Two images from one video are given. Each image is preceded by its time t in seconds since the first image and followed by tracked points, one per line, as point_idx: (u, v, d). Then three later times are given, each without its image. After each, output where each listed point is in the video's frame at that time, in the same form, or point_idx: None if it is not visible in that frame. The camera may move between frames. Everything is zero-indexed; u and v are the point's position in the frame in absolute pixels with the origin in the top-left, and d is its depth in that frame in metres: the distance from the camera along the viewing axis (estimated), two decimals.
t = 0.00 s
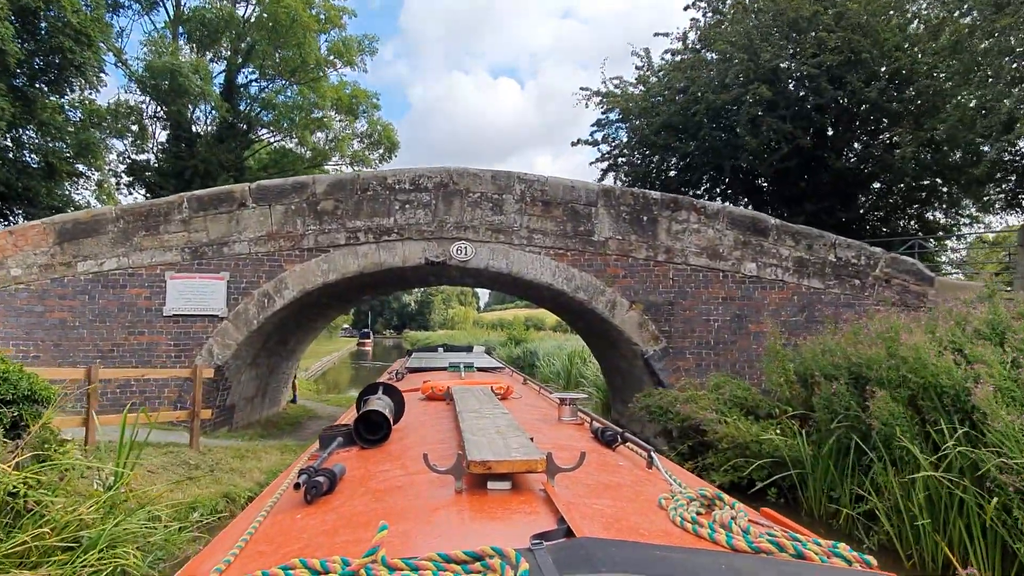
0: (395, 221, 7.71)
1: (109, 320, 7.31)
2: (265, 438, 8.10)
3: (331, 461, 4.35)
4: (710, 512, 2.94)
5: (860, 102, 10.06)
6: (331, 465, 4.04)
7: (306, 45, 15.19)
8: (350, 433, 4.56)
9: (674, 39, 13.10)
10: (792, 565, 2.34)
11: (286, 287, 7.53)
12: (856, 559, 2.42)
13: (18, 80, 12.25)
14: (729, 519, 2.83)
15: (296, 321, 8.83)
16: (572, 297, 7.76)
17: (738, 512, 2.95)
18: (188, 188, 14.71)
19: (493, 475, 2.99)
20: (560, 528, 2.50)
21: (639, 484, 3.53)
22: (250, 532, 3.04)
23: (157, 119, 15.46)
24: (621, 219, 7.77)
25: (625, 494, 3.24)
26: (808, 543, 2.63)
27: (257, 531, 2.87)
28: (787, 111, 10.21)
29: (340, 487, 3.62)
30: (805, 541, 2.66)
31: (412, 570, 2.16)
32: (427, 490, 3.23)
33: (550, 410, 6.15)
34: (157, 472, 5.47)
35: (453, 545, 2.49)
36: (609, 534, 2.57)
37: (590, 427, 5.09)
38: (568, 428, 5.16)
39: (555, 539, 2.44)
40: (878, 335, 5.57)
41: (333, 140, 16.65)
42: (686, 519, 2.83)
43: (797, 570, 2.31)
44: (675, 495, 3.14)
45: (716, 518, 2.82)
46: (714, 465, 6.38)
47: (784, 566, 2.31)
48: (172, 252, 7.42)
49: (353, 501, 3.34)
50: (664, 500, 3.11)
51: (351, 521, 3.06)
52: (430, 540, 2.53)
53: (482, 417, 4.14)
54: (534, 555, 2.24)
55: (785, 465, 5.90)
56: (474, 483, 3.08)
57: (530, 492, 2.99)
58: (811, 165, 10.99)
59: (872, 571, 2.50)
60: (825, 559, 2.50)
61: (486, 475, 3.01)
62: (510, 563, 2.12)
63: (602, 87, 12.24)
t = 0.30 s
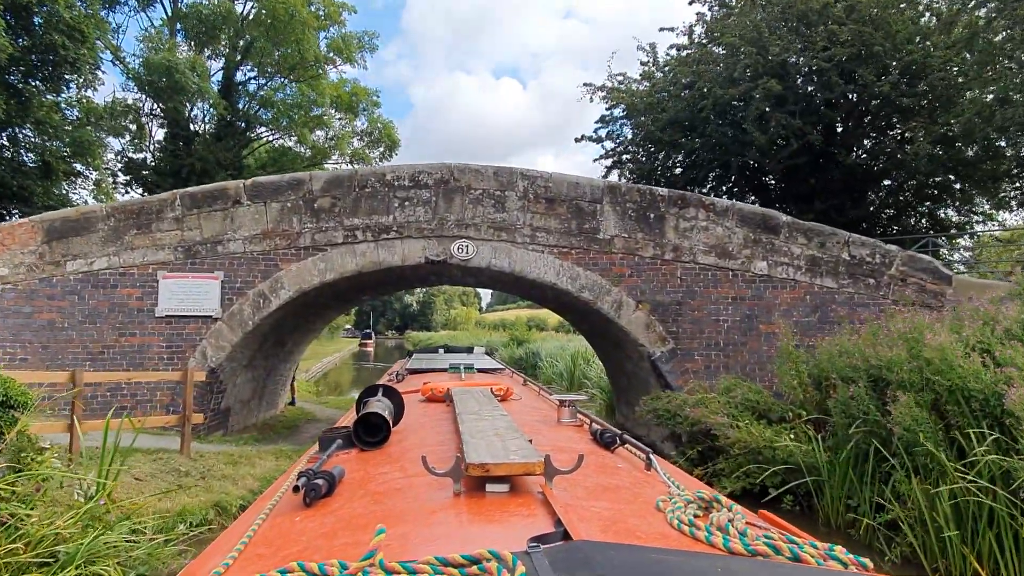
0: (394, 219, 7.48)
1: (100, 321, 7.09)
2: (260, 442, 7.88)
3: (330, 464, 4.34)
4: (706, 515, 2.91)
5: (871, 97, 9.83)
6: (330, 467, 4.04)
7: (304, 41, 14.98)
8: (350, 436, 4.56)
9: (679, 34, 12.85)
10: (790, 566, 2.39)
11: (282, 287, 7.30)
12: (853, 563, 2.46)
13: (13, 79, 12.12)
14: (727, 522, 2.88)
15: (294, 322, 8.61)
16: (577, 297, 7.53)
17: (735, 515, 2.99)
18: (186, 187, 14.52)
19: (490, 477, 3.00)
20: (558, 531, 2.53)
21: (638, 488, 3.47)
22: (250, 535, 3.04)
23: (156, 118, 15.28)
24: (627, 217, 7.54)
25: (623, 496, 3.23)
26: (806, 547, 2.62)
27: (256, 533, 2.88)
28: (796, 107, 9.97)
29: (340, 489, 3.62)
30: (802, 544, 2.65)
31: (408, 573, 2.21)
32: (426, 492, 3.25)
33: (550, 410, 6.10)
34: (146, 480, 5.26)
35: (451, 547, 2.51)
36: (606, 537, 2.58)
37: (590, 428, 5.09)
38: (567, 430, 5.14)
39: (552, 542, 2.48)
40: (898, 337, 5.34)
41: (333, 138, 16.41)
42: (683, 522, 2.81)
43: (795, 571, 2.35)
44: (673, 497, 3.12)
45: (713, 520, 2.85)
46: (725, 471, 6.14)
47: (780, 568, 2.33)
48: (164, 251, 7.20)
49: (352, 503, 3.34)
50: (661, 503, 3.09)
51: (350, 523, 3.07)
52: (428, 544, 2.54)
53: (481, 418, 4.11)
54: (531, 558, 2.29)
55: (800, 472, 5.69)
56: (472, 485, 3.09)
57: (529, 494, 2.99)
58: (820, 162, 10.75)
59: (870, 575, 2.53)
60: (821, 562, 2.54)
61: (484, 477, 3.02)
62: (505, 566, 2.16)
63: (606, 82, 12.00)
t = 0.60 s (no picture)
0: (393, 215, 7.24)
1: (89, 321, 6.87)
2: (256, 446, 7.65)
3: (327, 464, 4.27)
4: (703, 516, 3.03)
5: (883, 91, 9.58)
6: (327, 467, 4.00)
7: (303, 36, 14.76)
8: (347, 434, 4.50)
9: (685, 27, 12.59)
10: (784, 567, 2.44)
11: (277, 286, 7.07)
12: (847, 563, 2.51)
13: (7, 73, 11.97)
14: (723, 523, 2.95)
15: (290, 321, 8.39)
16: (581, 295, 7.29)
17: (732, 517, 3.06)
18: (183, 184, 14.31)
19: (488, 478, 3.04)
20: (554, 531, 2.55)
21: (634, 486, 3.59)
22: (245, 535, 3.03)
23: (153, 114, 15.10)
24: (633, 213, 7.29)
25: (620, 497, 3.32)
26: (799, 547, 2.73)
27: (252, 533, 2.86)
28: (806, 101, 9.72)
29: (337, 489, 3.61)
30: (797, 544, 2.76)
31: (404, 572, 2.20)
32: (423, 491, 3.28)
33: (550, 407, 6.08)
34: (131, 487, 5.04)
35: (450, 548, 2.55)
36: (602, 536, 2.65)
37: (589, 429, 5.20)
38: (565, 431, 5.17)
39: (548, 542, 2.50)
40: (920, 338, 5.10)
41: (332, 135, 16.14)
42: (680, 522, 2.92)
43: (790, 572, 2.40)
44: (671, 497, 3.24)
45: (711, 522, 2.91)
46: (737, 477, 5.91)
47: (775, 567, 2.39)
48: (155, 248, 6.97)
49: (350, 501, 3.35)
50: (659, 503, 3.21)
51: (348, 523, 3.07)
52: (426, 545, 2.57)
53: (480, 419, 4.10)
54: (526, 558, 2.30)
55: (814, 477, 5.46)
56: (469, 486, 3.14)
57: (526, 494, 3.05)
58: (829, 158, 10.50)
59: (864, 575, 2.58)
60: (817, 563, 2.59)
61: (482, 478, 3.07)
62: (500, 566, 2.18)
63: (611, 77, 11.75)
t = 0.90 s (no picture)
0: (392, 212, 7.01)
1: (77, 321, 6.64)
2: (251, 450, 7.42)
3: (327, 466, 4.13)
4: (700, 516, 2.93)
5: (896, 84, 9.33)
6: (327, 467, 3.88)
7: (303, 32, 14.56)
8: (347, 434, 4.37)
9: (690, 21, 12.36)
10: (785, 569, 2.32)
11: (272, 285, 6.84)
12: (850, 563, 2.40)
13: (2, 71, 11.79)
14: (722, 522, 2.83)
15: (287, 322, 8.17)
16: (587, 295, 7.05)
17: (731, 517, 2.95)
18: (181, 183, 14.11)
19: (488, 479, 2.93)
20: (555, 531, 2.44)
21: (634, 487, 3.49)
22: (244, 537, 2.94)
23: (151, 113, 14.91)
24: (640, 209, 7.06)
25: (621, 498, 3.22)
26: (800, 548, 2.63)
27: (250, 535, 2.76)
28: (817, 95, 9.48)
29: (337, 490, 3.50)
30: (796, 544, 2.66)
31: (401, 574, 2.10)
32: (423, 492, 3.17)
33: (551, 406, 5.91)
34: (116, 495, 4.82)
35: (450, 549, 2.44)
36: (603, 538, 2.54)
37: (590, 429, 5.05)
38: (567, 432, 5.01)
39: (548, 543, 2.37)
40: (946, 339, 4.87)
41: (331, 134, 15.93)
42: (678, 522, 2.82)
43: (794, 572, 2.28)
44: (670, 498, 3.13)
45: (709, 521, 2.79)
46: (750, 485, 5.67)
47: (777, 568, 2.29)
48: (147, 246, 6.75)
49: (349, 502, 3.24)
50: (658, 504, 3.10)
51: (347, 524, 2.97)
52: (426, 547, 2.47)
53: (480, 420, 3.97)
54: (527, 560, 2.18)
55: (833, 485, 5.24)
56: (469, 487, 3.03)
57: (526, 495, 2.94)
58: (840, 154, 10.26)
59: None
60: (817, 563, 2.47)
61: (482, 479, 2.96)
62: (500, 568, 2.07)
63: (615, 73, 11.52)
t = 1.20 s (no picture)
0: (391, 208, 6.78)
1: (66, 321, 6.42)
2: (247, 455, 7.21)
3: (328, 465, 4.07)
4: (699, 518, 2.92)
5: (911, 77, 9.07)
6: (328, 467, 3.85)
7: (302, 27, 14.36)
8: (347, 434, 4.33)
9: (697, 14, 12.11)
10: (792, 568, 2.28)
11: (268, 284, 6.61)
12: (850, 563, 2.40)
13: None
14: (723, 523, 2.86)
15: (285, 322, 7.95)
16: (593, 293, 6.81)
17: (731, 517, 2.98)
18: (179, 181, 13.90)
19: (489, 479, 2.96)
20: (555, 532, 2.46)
21: (635, 487, 3.49)
22: (247, 537, 2.96)
23: (149, 110, 14.72)
24: (648, 205, 6.82)
25: (621, 498, 3.24)
26: (801, 549, 2.62)
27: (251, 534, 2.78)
28: (829, 88, 9.24)
29: (338, 489, 3.48)
30: (797, 545, 2.66)
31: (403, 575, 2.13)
32: (424, 491, 3.21)
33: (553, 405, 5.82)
34: (102, 503, 4.63)
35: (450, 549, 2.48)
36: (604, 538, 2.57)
37: (591, 428, 4.99)
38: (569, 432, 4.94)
39: (548, 543, 2.40)
40: (974, 341, 4.65)
41: (332, 131, 15.70)
42: (679, 523, 2.84)
43: None
44: (671, 498, 3.17)
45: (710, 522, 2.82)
46: (764, 492, 5.43)
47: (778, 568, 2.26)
48: (138, 243, 6.53)
49: (351, 500, 3.26)
50: (659, 504, 3.14)
51: (349, 523, 2.98)
52: (426, 547, 2.50)
53: (482, 421, 3.84)
54: (528, 560, 2.21)
55: (851, 492, 5.01)
56: (469, 487, 3.06)
57: (527, 495, 2.97)
58: (851, 149, 10.02)
59: None
60: (818, 563, 2.48)
61: (483, 479, 2.99)
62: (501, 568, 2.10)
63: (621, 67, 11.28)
